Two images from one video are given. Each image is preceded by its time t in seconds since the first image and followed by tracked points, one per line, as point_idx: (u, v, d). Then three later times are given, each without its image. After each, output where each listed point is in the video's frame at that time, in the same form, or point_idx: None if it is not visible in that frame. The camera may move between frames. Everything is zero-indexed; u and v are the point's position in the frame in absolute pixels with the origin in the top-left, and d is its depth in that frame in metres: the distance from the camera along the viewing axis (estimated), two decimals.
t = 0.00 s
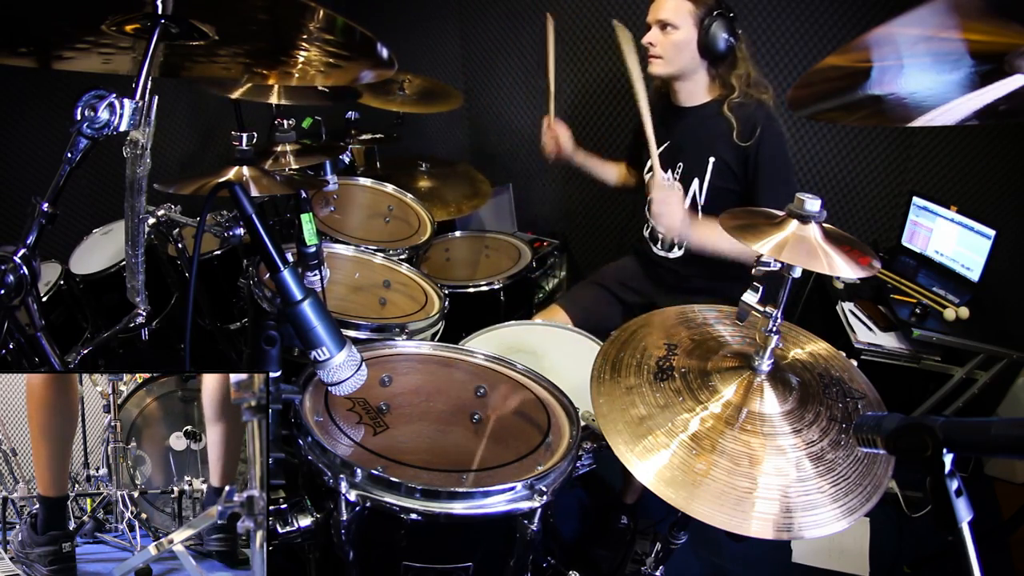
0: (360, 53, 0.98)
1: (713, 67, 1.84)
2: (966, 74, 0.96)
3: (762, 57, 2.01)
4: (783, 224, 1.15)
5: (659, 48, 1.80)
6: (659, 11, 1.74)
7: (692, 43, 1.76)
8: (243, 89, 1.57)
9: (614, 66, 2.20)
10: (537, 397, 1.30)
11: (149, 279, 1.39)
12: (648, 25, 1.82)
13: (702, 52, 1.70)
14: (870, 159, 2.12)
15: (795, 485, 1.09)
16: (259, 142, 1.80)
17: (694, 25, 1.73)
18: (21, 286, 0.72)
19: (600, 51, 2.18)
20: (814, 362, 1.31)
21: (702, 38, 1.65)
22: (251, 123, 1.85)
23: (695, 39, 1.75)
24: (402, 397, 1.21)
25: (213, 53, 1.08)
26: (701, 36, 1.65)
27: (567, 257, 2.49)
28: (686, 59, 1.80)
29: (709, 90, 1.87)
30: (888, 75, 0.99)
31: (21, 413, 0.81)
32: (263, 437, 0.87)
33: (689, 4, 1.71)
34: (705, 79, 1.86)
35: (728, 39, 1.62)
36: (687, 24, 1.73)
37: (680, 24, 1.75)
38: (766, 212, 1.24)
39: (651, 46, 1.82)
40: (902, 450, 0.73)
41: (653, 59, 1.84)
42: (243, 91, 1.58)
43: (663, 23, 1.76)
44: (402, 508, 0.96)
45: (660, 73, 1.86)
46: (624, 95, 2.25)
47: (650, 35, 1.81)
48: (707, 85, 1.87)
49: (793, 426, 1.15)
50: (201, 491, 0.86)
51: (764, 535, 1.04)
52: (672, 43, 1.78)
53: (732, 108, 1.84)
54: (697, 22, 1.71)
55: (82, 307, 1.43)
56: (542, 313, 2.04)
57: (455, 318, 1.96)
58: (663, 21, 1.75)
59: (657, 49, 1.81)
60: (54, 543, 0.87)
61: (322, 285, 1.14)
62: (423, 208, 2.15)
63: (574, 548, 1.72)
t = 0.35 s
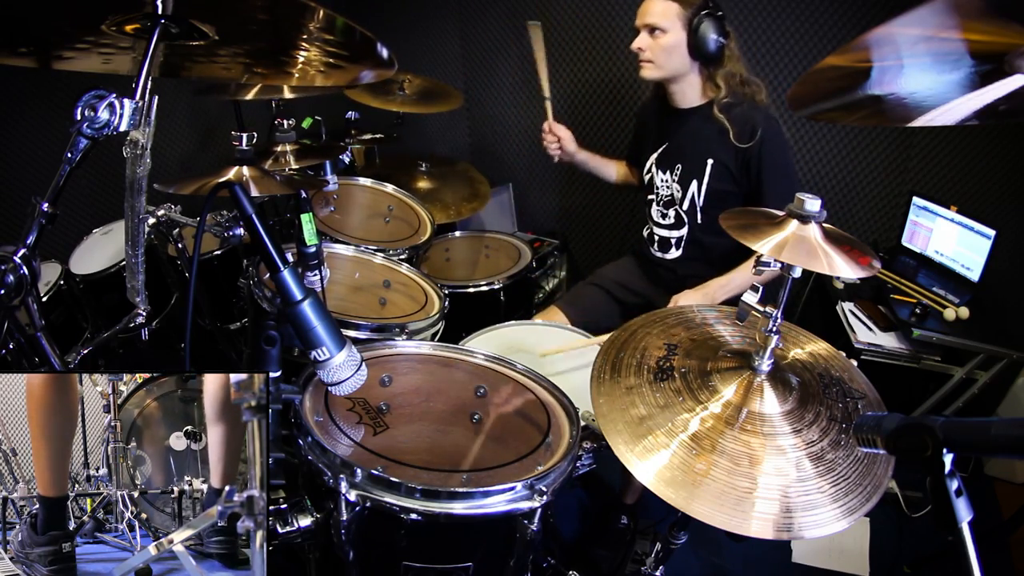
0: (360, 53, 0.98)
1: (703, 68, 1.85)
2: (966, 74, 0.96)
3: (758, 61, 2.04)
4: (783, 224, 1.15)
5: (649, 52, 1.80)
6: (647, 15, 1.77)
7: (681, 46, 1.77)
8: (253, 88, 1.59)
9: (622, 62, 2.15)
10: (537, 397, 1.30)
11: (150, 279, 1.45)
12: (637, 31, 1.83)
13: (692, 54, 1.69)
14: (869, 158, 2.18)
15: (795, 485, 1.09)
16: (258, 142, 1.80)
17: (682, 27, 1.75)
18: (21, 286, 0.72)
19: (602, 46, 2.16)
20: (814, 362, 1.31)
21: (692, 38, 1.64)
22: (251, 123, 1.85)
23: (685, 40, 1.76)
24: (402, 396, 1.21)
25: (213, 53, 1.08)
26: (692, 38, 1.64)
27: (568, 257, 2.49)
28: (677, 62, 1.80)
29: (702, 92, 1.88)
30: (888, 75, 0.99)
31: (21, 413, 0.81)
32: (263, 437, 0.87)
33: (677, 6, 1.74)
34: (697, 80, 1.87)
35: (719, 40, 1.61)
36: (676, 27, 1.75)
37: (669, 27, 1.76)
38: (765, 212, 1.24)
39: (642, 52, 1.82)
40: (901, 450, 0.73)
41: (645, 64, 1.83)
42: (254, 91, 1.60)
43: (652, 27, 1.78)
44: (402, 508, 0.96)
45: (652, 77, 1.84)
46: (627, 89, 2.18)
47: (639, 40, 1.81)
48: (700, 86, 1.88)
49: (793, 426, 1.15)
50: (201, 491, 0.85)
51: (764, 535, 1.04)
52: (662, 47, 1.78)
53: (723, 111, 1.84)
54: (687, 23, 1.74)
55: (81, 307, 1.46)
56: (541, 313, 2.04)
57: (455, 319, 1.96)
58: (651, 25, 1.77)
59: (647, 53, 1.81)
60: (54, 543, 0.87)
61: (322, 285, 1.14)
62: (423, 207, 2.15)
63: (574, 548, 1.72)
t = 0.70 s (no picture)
0: (360, 54, 0.98)
1: (717, 67, 1.85)
2: (967, 74, 0.96)
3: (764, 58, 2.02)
4: (783, 223, 1.15)
5: (667, 44, 1.79)
6: (669, 8, 1.74)
7: (700, 42, 1.76)
8: (251, 88, 1.59)
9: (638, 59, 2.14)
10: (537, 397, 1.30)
11: (150, 279, 1.44)
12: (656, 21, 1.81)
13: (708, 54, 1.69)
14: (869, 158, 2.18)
15: (795, 485, 1.09)
16: (259, 142, 1.80)
17: (703, 24, 1.73)
18: (21, 287, 0.72)
19: (604, 49, 2.18)
20: (814, 362, 1.31)
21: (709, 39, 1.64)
22: (251, 123, 1.86)
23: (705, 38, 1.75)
24: (402, 396, 1.21)
25: (213, 53, 1.08)
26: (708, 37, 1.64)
27: (568, 257, 2.49)
28: (693, 57, 1.79)
29: (712, 91, 1.88)
30: (889, 75, 0.99)
31: (21, 414, 0.81)
32: (263, 437, 0.87)
33: (700, 4, 1.72)
34: (708, 77, 1.87)
35: (735, 41, 1.61)
36: (697, 23, 1.74)
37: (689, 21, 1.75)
38: (766, 212, 1.24)
39: (659, 42, 1.80)
40: (901, 450, 0.73)
41: (659, 54, 1.82)
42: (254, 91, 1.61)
43: (672, 20, 1.76)
44: (402, 508, 0.96)
45: (665, 68, 1.82)
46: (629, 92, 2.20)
47: (658, 31, 1.79)
48: (710, 85, 1.89)
49: (793, 426, 1.15)
50: (201, 491, 0.85)
51: (764, 535, 1.04)
52: (680, 40, 1.77)
53: (736, 111, 1.83)
54: (707, 21, 1.72)
55: (82, 307, 1.44)
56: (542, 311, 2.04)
57: (455, 319, 1.96)
58: (672, 18, 1.75)
59: (664, 44, 1.79)
60: (54, 543, 0.87)
61: (322, 285, 1.14)
62: (422, 207, 2.15)
63: (574, 548, 1.72)
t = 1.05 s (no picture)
0: (360, 54, 0.98)
1: (702, 72, 1.83)
2: (966, 74, 0.96)
3: (761, 60, 2.02)
4: (783, 224, 1.15)
5: (645, 60, 1.79)
6: (642, 22, 1.74)
7: (678, 52, 1.74)
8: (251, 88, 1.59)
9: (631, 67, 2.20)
10: (537, 396, 1.30)
11: (150, 280, 1.44)
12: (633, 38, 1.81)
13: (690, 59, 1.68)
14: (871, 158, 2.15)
15: (795, 485, 1.09)
16: (258, 142, 1.80)
17: (678, 35, 1.72)
18: (21, 286, 0.72)
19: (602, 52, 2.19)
20: (814, 362, 1.31)
21: (688, 43, 1.64)
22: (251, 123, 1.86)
23: (681, 48, 1.73)
24: (402, 396, 1.21)
25: (213, 53, 1.08)
26: (687, 43, 1.64)
27: (568, 257, 2.49)
28: (674, 68, 1.78)
29: (701, 96, 1.86)
30: (888, 75, 0.99)
31: (21, 414, 0.81)
32: (263, 437, 0.88)
33: (670, 13, 1.70)
34: (696, 84, 1.85)
35: (716, 45, 1.61)
36: (671, 34, 1.72)
37: (664, 34, 1.74)
38: (766, 212, 1.24)
39: (638, 60, 1.80)
40: (902, 450, 0.73)
41: (641, 71, 1.82)
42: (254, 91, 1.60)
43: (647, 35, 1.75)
44: (402, 508, 0.96)
45: (649, 84, 1.83)
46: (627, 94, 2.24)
47: (635, 49, 1.79)
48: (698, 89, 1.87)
49: (793, 426, 1.15)
50: (200, 492, 0.85)
51: (764, 535, 1.04)
52: (658, 54, 1.76)
53: (727, 116, 1.83)
54: (681, 29, 1.70)
55: (82, 308, 1.45)
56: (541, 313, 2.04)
57: (455, 319, 1.96)
58: (646, 33, 1.74)
59: (643, 61, 1.79)
60: (54, 543, 0.87)
61: (322, 285, 1.14)
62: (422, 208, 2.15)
63: (574, 548, 1.72)
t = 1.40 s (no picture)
0: (361, 54, 0.98)
1: (714, 67, 1.85)
2: (966, 74, 0.96)
3: (763, 57, 2.02)
4: (783, 224, 1.15)
5: (660, 50, 1.81)
6: (662, 13, 1.77)
7: (692, 44, 1.76)
8: (251, 88, 1.59)
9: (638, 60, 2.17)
10: (537, 396, 1.30)
11: (150, 279, 1.45)
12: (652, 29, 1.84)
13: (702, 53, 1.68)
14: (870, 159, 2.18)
15: (795, 485, 1.09)
16: (258, 142, 1.80)
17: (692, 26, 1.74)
18: (21, 286, 0.72)
19: (605, 50, 2.18)
20: (813, 362, 1.31)
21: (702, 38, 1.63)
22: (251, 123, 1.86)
23: (695, 41, 1.75)
24: (402, 396, 1.21)
25: (213, 53, 1.08)
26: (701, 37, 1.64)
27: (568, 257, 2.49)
28: (687, 60, 1.80)
29: (713, 91, 1.88)
30: (889, 75, 0.99)
31: (21, 414, 0.81)
32: (263, 438, 0.88)
33: (688, 5, 1.73)
34: (707, 79, 1.87)
35: (729, 39, 1.60)
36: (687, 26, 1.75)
37: (679, 25, 1.77)
38: (765, 212, 1.24)
39: (653, 49, 1.83)
40: (902, 450, 0.73)
41: (655, 61, 1.84)
42: (254, 91, 1.60)
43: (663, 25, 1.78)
44: (402, 508, 0.96)
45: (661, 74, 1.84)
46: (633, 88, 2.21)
47: (652, 38, 1.82)
48: (711, 85, 1.89)
49: (793, 426, 1.15)
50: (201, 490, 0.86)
51: (764, 535, 1.03)
52: (673, 45, 1.78)
53: (736, 112, 1.83)
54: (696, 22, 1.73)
55: (82, 308, 1.47)
56: (542, 305, 2.02)
57: (455, 319, 1.96)
58: (663, 23, 1.77)
59: (658, 50, 1.82)
60: (54, 543, 0.87)
61: (322, 285, 1.14)
62: (422, 208, 2.15)
63: (574, 548, 1.72)
